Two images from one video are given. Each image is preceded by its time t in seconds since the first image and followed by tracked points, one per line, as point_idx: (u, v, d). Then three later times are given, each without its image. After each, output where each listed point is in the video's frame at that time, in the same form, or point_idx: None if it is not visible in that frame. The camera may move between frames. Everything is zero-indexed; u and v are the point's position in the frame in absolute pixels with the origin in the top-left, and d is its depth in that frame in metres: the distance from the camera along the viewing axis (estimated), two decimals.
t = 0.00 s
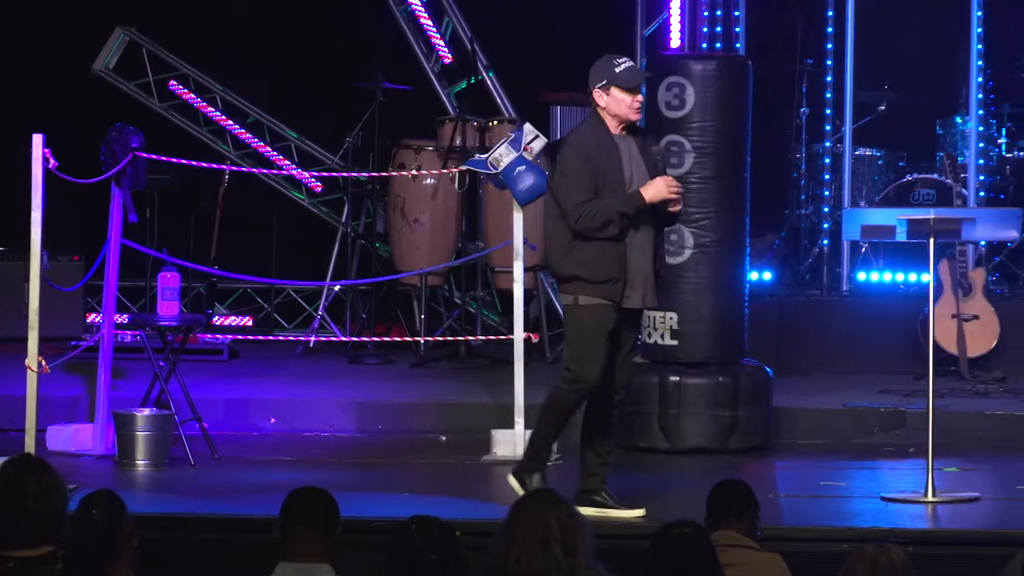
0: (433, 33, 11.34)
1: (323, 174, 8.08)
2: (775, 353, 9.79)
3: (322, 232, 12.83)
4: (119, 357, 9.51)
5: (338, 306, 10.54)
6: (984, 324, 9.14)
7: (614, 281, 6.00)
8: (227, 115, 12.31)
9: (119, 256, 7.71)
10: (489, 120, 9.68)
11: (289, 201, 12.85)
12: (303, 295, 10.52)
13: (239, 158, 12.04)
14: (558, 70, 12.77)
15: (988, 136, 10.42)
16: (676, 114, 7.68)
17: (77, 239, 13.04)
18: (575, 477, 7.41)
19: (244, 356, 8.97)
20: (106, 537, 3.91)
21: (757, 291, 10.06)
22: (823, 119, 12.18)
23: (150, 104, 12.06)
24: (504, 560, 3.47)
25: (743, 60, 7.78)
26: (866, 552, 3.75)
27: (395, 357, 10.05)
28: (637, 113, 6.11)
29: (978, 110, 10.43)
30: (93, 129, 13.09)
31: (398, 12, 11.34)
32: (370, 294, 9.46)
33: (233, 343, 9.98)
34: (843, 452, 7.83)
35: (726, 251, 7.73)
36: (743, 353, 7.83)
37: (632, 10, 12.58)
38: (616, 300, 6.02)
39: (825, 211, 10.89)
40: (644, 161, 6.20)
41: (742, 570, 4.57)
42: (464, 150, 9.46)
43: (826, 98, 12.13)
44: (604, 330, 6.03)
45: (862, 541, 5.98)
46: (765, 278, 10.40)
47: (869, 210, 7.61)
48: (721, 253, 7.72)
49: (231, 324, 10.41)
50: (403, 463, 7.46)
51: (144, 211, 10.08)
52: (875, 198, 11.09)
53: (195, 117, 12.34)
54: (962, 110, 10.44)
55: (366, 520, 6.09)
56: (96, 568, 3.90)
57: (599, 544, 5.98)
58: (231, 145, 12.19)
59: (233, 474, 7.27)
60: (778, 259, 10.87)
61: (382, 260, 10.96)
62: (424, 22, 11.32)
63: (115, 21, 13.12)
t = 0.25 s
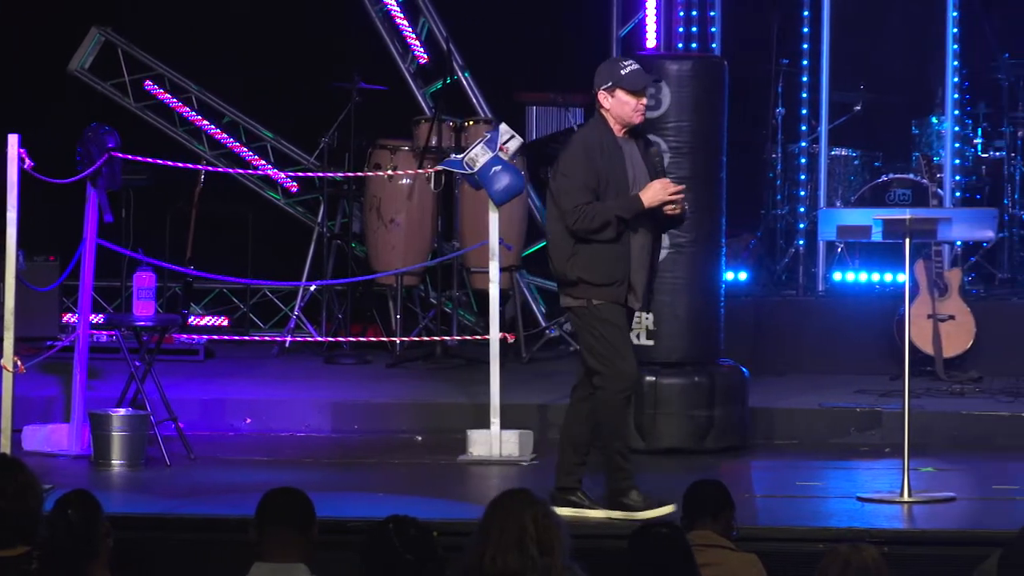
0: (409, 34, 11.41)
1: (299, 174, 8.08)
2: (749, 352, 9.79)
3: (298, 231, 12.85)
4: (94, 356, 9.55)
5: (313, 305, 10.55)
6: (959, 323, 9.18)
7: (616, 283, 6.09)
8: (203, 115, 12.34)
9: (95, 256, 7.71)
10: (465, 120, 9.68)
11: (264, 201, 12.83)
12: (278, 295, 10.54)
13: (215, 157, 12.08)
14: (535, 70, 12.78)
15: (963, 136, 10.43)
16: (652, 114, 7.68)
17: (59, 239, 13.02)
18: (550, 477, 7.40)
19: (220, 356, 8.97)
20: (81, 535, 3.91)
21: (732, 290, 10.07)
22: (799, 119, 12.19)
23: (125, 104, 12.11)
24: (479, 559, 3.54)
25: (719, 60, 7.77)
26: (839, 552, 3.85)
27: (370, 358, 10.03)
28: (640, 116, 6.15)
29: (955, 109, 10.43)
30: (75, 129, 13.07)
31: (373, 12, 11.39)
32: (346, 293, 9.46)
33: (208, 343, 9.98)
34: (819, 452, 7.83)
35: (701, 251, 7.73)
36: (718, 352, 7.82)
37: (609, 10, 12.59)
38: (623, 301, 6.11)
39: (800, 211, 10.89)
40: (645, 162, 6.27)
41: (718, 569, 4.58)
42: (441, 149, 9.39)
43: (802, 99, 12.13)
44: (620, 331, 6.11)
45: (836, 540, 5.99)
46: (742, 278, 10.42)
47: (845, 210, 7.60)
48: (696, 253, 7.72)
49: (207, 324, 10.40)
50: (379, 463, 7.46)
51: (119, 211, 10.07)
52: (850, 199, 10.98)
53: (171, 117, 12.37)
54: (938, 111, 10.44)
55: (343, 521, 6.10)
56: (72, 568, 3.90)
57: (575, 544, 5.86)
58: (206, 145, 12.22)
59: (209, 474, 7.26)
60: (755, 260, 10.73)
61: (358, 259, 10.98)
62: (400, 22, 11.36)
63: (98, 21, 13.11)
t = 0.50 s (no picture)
0: (385, 34, 11.34)
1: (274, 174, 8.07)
2: (723, 351, 9.81)
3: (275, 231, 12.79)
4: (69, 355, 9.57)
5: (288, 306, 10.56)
6: (935, 324, 9.22)
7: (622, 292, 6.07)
8: (178, 115, 12.32)
9: (70, 256, 7.71)
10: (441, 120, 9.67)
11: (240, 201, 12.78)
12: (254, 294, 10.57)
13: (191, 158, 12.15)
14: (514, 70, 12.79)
15: (938, 136, 10.61)
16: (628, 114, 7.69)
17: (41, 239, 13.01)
18: (525, 477, 7.40)
19: (195, 356, 8.96)
20: (57, 534, 3.77)
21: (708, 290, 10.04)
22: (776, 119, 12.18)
23: (100, 104, 12.12)
24: (455, 558, 3.55)
25: (695, 60, 7.76)
26: (813, 552, 3.79)
27: (347, 358, 10.02)
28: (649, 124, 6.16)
29: (930, 110, 10.59)
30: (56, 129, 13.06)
31: (350, 11, 11.36)
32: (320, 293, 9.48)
33: (184, 342, 9.98)
34: (793, 452, 7.83)
35: (678, 250, 7.69)
36: (695, 352, 7.79)
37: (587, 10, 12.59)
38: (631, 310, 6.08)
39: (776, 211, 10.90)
40: (655, 169, 6.24)
41: (694, 570, 4.43)
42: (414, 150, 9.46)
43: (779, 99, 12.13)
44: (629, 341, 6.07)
45: (809, 541, 6.00)
46: (717, 278, 10.42)
47: (820, 210, 7.57)
48: (672, 252, 7.69)
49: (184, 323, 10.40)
50: (354, 463, 7.47)
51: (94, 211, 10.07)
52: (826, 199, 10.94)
53: (146, 118, 12.36)
54: (913, 111, 10.59)
55: (318, 522, 6.10)
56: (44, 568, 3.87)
57: (551, 544, 6.00)
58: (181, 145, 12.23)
59: (184, 474, 7.26)
60: (730, 260, 10.66)
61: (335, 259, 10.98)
62: (376, 23, 11.31)
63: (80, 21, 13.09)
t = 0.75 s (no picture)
0: (359, 34, 11.34)
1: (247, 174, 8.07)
2: (697, 352, 9.74)
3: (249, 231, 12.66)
4: (41, 355, 9.59)
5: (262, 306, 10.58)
6: (909, 324, 9.26)
7: (634, 291, 6.37)
8: (153, 115, 12.31)
9: (44, 256, 7.70)
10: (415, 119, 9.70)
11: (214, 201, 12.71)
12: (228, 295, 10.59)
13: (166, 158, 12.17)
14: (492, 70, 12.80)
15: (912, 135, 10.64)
16: (601, 114, 7.69)
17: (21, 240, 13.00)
18: (500, 477, 7.41)
19: (170, 356, 8.96)
20: (31, 534, 3.79)
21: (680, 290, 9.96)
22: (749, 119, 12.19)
23: (74, 104, 12.11)
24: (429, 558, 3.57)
25: (670, 60, 7.72)
26: (787, 552, 3.80)
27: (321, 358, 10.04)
28: (659, 122, 6.46)
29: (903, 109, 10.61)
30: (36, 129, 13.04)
31: (323, 11, 11.36)
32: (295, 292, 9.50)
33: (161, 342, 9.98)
34: (768, 452, 7.84)
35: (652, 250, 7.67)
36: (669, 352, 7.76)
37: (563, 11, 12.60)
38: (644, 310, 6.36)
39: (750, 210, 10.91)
40: (667, 168, 6.55)
41: (668, 569, 4.44)
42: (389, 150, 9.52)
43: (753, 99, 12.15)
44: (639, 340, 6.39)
45: (784, 540, 6.00)
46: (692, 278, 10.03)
47: (793, 210, 7.53)
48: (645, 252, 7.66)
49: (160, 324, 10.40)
50: (329, 463, 7.47)
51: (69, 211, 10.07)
52: (800, 198, 10.85)
53: (121, 118, 12.35)
54: (887, 110, 10.61)
55: (292, 522, 6.10)
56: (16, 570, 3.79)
57: (525, 544, 6.24)
58: (156, 145, 12.21)
59: (159, 474, 7.26)
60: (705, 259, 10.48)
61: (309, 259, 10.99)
62: (350, 22, 11.31)
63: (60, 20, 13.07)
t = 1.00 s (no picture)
0: (332, 33, 11.32)
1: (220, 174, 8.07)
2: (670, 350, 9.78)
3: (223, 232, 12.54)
4: (17, 355, 9.58)
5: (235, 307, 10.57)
6: (882, 324, 9.31)
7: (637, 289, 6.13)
8: (126, 115, 12.27)
9: (16, 256, 7.70)
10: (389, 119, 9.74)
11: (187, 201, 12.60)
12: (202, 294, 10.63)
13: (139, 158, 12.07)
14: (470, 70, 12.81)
15: (886, 134, 11.02)
16: (574, 114, 7.67)
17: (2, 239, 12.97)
18: (473, 477, 7.41)
19: (144, 356, 8.96)
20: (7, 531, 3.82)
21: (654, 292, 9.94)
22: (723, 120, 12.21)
23: (47, 104, 12.04)
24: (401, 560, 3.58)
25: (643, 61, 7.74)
26: (759, 552, 3.75)
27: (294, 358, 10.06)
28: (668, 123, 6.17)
29: (876, 109, 11.04)
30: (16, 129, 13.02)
31: (297, 11, 11.35)
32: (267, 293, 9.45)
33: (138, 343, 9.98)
34: (740, 452, 7.85)
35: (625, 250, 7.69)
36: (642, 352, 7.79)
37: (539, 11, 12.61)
38: (647, 308, 6.15)
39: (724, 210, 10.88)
40: (673, 167, 6.25)
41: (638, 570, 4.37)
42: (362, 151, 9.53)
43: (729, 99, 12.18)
44: (636, 339, 6.21)
45: (759, 540, 5.95)
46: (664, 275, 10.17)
47: (767, 210, 7.51)
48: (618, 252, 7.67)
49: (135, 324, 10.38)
50: (302, 463, 7.47)
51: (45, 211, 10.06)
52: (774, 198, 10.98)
53: (94, 118, 12.30)
54: (860, 110, 11.06)
55: (264, 522, 6.07)
56: None
57: (499, 544, 6.16)
58: (128, 146, 12.16)
59: (132, 474, 7.24)
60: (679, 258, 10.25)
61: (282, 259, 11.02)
62: (322, 22, 11.30)
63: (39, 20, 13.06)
